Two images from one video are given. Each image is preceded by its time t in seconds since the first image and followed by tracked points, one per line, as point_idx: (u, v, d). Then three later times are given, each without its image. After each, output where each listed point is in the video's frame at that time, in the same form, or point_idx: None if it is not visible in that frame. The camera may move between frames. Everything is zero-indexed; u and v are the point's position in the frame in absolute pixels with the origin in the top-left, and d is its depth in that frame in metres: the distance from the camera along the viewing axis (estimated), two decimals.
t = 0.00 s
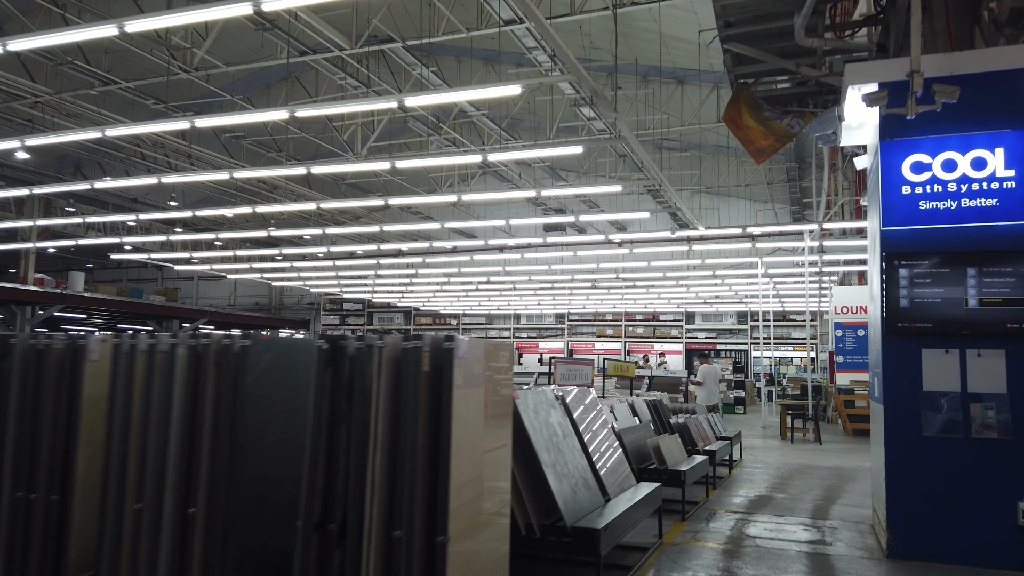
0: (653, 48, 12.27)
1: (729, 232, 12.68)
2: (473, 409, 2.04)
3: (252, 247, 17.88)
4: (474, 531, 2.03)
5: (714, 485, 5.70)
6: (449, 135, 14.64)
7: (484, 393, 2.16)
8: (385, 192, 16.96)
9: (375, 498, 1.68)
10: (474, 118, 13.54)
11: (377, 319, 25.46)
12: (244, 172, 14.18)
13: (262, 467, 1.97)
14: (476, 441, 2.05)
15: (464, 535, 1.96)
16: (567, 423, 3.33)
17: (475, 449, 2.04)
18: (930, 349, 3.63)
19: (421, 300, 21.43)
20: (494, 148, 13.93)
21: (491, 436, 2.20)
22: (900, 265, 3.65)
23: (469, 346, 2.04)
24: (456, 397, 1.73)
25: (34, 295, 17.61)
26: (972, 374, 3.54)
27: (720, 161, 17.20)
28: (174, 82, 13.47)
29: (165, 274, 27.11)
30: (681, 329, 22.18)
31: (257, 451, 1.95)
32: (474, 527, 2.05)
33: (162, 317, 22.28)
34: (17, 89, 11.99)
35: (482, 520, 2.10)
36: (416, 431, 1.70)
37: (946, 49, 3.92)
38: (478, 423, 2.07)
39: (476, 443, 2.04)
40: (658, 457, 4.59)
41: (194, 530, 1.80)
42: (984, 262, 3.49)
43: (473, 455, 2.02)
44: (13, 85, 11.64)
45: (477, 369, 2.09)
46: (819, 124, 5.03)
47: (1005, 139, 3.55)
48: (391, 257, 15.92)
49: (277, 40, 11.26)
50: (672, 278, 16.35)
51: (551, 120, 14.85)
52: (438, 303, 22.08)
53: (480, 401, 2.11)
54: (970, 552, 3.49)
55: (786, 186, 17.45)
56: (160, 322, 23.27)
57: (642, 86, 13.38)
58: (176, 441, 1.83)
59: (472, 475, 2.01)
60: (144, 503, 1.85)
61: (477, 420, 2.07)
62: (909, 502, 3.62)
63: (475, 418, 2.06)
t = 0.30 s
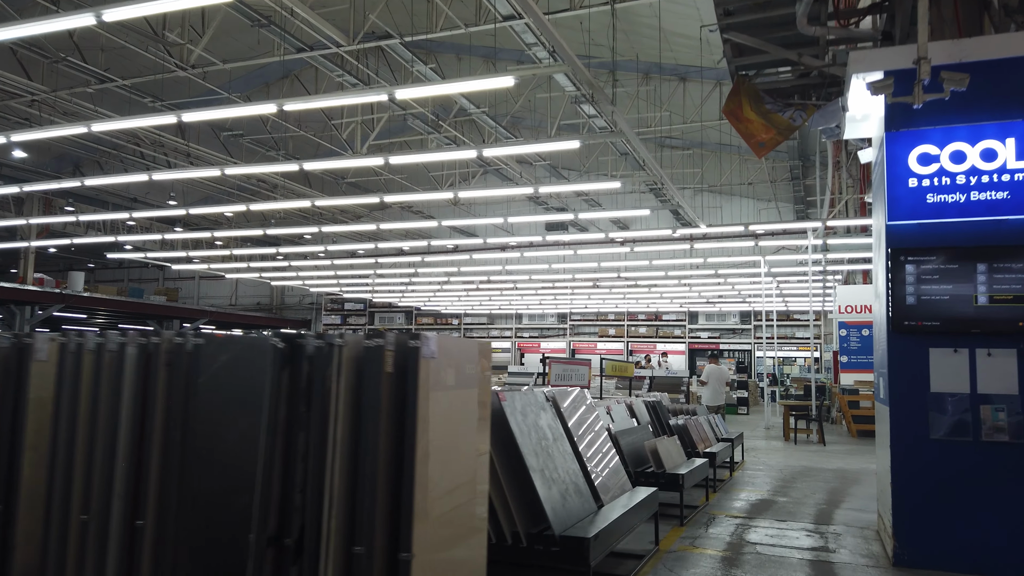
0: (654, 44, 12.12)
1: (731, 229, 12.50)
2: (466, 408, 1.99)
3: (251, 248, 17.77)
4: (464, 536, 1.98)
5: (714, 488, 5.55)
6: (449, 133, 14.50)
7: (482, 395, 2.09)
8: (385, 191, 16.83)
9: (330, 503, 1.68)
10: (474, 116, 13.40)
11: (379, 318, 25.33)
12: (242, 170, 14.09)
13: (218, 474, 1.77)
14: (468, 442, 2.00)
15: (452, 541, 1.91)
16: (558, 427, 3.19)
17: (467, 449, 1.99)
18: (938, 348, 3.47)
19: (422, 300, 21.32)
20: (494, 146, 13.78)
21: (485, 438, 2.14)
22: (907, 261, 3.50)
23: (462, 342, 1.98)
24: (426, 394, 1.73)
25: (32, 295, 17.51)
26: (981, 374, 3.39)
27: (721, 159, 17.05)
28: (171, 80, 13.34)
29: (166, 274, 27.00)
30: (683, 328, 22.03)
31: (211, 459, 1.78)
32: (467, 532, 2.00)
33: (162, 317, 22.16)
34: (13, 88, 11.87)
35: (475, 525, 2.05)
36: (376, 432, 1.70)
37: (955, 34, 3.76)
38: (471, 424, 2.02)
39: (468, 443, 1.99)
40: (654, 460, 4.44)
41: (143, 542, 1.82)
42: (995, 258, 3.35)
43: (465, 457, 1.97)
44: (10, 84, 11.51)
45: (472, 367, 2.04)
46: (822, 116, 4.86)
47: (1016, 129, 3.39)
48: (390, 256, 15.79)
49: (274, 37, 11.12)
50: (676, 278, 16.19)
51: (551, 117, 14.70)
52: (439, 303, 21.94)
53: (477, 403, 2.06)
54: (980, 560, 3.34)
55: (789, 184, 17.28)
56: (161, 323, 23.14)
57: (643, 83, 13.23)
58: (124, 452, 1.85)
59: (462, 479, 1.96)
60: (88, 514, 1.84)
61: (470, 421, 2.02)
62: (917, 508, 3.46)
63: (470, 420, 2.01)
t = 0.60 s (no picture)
0: (657, 39, 11.92)
1: (734, 226, 12.27)
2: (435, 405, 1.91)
3: (251, 247, 17.60)
4: (434, 540, 1.91)
5: (716, 491, 5.37)
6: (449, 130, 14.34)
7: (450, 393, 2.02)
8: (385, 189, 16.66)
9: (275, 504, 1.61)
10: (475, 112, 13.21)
11: (380, 318, 25.16)
12: (240, 167, 13.93)
13: (152, 483, 1.75)
14: (436, 442, 1.92)
15: (423, 544, 1.84)
16: (549, 430, 3.00)
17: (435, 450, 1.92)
18: (952, 346, 3.29)
19: (424, 299, 21.13)
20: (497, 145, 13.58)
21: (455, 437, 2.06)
22: (919, 254, 3.31)
23: (429, 337, 1.90)
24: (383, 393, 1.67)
25: (31, 295, 17.39)
26: (999, 373, 3.19)
27: (726, 157, 16.84)
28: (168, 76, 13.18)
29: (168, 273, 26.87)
30: (687, 328, 21.82)
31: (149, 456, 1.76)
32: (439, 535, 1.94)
33: (162, 317, 22.02)
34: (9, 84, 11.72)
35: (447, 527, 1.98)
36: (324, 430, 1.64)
37: (968, 14, 3.58)
38: (441, 423, 1.95)
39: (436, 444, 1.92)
40: (653, 463, 4.25)
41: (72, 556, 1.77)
42: (1012, 250, 3.15)
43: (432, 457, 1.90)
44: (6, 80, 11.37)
45: (440, 361, 1.96)
46: (828, 106, 4.77)
47: None
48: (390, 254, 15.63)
49: (271, 31, 10.95)
50: (679, 277, 15.97)
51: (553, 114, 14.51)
52: (441, 302, 21.74)
53: (447, 401, 2.00)
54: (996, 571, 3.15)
55: (794, 182, 17.08)
56: (161, 322, 22.99)
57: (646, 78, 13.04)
58: (54, 450, 1.80)
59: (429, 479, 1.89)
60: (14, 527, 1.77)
61: (439, 419, 1.95)
62: (930, 515, 3.27)
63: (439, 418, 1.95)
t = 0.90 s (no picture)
0: (660, 37, 11.75)
1: (738, 226, 12.08)
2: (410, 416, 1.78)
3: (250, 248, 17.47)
4: (412, 559, 1.78)
5: (719, 499, 5.21)
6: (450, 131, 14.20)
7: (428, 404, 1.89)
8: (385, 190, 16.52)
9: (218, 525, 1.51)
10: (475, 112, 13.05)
11: (382, 320, 25.02)
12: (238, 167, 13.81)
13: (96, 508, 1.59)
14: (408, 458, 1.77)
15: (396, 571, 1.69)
16: (541, 439, 2.86)
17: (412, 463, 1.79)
18: (966, 351, 3.13)
19: (425, 301, 20.98)
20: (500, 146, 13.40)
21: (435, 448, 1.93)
22: (931, 253, 3.14)
23: (403, 345, 1.75)
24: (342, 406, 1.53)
25: (30, 296, 17.28)
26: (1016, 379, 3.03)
27: (729, 157, 16.67)
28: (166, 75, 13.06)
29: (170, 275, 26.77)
30: (691, 330, 21.63)
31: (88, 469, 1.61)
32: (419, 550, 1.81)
33: (163, 318, 21.89)
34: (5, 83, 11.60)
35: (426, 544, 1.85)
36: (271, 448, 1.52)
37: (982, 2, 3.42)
38: (418, 433, 1.82)
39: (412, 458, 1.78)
40: (653, 471, 4.12)
41: None
42: None
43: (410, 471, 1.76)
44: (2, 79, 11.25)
45: (416, 369, 1.82)
46: (834, 102, 4.48)
47: None
48: (390, 256, 15.50)
49: (269, 29, 10.81)
50: (683, 278, 15.79)
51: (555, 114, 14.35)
52: (442, 304, 21.58)
53: (427, 412, 1.86)
54: None
55: (799, 182, 16.90)
56: (162, 323, 22.86)
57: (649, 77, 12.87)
58: None
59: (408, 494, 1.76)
60: None
61: (414, 431, 1.81)
62: (943, 528, 3.10)
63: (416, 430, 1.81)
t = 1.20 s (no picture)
0: (660, 37, 11.59)
1: (739, 227, 11.86)
2: (345, 415, 1.60)
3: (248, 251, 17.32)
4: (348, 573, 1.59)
5: (718, 506, 5.01)
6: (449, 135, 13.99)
7: (370, 402, 1.70)
8: (387, 194, 16.42)
9: (97, 545, 1.31)
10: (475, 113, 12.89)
11: (384, 324, 24.84)
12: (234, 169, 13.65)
13: None
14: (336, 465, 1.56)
15: None
16: (522, 444, 2.67)
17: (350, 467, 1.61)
18: (976, 350, 2.93)
19: (426, 304, 20.79)
20: (500, 147, 13.23)
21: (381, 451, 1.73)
22: (938, 247, 2.96)
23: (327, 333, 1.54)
24: (247, 406, 1.33)
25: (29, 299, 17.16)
26: None
27: (732, 159, 16.48)
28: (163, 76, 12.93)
29: (171, 279, 26.67)
30: (693, 334, 21.43)
31: None
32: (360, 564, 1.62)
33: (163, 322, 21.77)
34: None
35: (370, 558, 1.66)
36: (159, 454, 1.34)
37: None
38: (357, 433, 1.64)
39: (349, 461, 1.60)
40: (646, 478, 3.89)
41: None
42: None
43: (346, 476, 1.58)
44: None
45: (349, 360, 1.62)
46: (837, 92, 4.38)
47: None
48: (388, 258, 15.34)
49: (263, 28, 10.67)
50: (685, 280, 15.59)
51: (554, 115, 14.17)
52: (444, 308, 21.40)
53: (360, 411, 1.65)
54: None
55: (802, 184, 16.70)
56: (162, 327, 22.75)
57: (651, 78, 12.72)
58: None
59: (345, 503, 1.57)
60: None
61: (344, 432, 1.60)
62: (952, 541, 2.91)
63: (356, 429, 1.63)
